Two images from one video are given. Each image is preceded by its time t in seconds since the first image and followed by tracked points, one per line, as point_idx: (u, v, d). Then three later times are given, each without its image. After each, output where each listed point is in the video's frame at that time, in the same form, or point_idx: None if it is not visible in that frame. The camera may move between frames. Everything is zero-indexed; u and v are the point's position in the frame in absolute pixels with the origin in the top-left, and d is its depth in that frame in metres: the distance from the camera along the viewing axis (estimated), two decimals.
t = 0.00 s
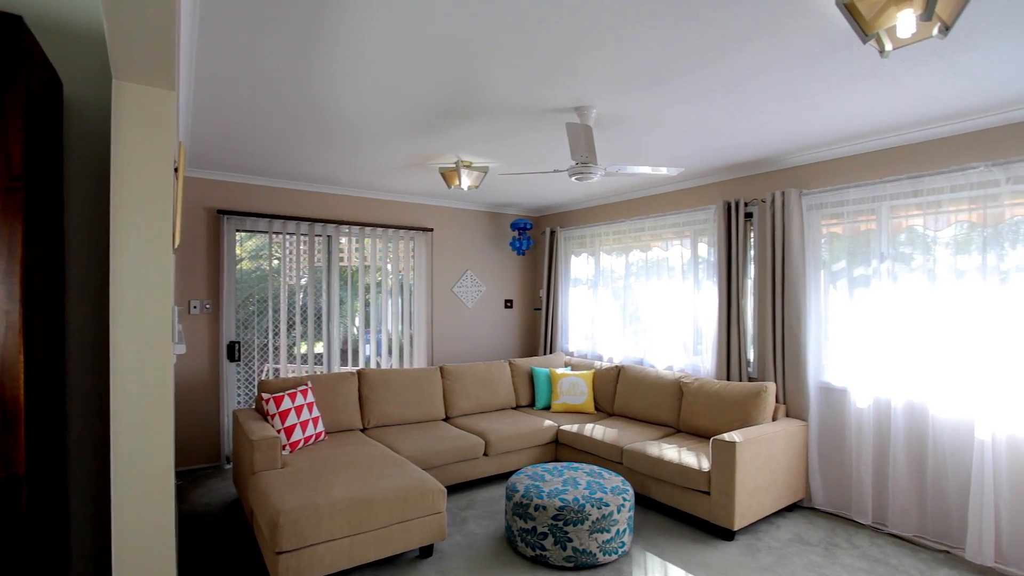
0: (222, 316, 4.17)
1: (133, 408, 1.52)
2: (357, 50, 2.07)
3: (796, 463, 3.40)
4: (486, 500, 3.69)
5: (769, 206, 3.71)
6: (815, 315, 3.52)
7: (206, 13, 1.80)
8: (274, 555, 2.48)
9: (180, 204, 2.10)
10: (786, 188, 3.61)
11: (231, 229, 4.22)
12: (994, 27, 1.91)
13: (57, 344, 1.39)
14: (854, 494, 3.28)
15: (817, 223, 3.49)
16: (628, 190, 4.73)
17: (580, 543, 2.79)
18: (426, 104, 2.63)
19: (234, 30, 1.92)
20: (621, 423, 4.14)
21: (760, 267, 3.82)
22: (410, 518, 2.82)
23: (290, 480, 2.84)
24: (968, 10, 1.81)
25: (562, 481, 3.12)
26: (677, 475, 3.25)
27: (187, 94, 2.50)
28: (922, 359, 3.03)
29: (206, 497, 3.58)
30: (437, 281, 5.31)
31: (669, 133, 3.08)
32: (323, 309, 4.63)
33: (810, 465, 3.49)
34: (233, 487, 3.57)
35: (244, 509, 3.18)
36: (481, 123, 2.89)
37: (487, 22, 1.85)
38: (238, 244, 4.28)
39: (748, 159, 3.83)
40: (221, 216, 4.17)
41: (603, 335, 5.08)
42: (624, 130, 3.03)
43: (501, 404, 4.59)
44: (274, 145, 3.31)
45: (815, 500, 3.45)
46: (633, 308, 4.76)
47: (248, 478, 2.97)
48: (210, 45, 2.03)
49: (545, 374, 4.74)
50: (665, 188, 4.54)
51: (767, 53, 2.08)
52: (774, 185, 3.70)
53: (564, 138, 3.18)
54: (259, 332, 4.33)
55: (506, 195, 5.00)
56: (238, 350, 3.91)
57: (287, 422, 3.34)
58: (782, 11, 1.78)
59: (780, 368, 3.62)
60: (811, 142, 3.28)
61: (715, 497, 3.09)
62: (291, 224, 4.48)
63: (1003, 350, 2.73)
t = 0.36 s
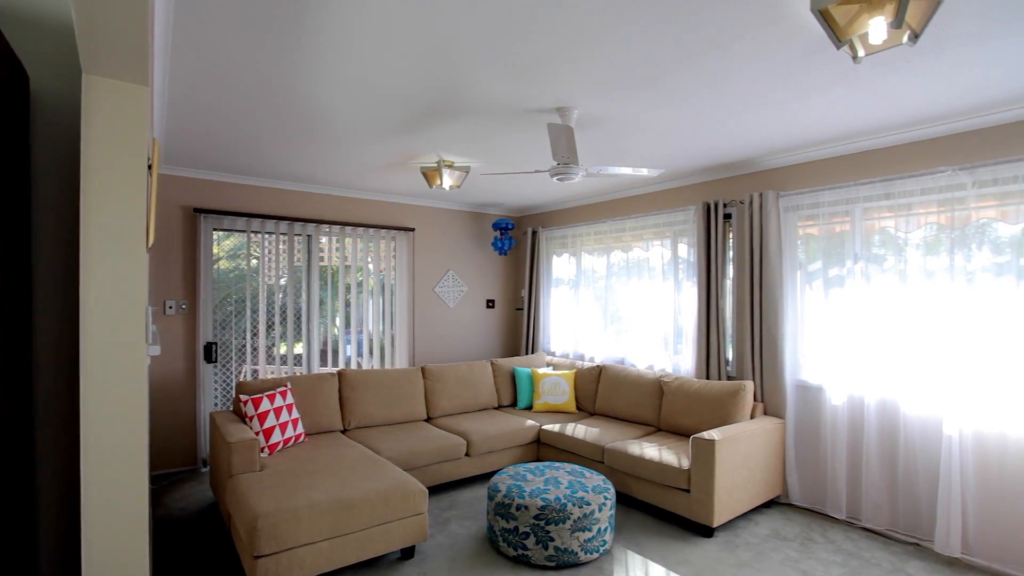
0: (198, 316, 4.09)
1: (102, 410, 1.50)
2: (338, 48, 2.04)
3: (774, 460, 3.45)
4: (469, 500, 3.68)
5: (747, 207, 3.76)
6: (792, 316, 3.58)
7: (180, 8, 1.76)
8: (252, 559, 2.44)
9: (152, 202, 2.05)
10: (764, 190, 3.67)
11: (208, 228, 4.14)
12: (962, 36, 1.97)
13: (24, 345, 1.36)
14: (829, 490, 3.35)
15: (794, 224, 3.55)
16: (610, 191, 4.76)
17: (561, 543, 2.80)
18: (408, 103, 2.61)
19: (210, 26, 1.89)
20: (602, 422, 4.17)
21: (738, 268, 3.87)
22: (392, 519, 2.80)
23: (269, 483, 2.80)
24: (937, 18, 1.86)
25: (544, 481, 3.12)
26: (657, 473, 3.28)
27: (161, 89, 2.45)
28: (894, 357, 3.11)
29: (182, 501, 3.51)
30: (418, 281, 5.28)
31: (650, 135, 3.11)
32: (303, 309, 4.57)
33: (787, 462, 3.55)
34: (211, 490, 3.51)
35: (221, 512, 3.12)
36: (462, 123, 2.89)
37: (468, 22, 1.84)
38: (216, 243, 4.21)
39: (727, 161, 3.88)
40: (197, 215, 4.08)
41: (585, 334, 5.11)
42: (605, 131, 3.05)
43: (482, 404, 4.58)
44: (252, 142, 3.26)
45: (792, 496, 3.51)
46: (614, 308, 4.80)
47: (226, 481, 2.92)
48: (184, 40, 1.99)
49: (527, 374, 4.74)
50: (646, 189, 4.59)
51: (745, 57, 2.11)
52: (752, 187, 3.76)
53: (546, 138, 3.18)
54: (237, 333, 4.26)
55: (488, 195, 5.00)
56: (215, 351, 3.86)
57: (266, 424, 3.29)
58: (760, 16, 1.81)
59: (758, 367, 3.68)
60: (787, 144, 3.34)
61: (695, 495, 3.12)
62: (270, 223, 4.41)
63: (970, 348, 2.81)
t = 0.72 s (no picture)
0: (173, 317, 4.00)
1: (69, 410, 1.47)
2: (315, 44, 2.02)
3: (751, 457, 3.51)
4: (450, 501, 3.67)
5: (725, 208, 3.82)
6: (768, 315, 3.64)
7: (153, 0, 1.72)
8: (228, 564, 2.40)
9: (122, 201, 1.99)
10: (741, 191, 3.73)
11: (183, 227, 4.06)
12: (929, 43, 2.03)
13: None
14: (804, 486, 3.42)
15: (770, 226, 3.62)
16: (591, 191, 4.79)
17: (542, 542, 2.81)
18: (388, 101, 2.59)
19: (184, 20, 1.85)
20: (583, 421, 4.19)
21: (717, 268, 3.93)
22: (372, 521, 2.78)
23: (246, 486, 2.75)
24: (906, 26, 1.92)
25: (525, 481, 3.13)
26: (637, 472, 3.31)
27: (133, 84, 2.39)
28: (866, 356, 3.18)
29: (155, 506, 3.43)
30: (399, 281, 5.25)
31: (629, 136, 3.13)
32: (281, 309, 4.50)
33: (764, 459, 3.61)
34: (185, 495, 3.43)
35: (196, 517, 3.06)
36: (443, 122, 2.88)
37: (448, 20, 1.84)
38: (191, 242, 4.12)
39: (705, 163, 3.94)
40: (171, 213, 3.99)
41: (566, 334, 5.13)
42: (586, 132, 3.06)
43: (464, 404, 4.57)
44: (228, 138, 3.19)
45: (768, 492, 3.57)
46: (595, 308, 4.83)
47: (202, 485, 2.86)
48: (157, 34, 1.94)
49: (508, 374, 4.75)
50: (626, 190, 4.63)
51: (722, 60, 2.14)
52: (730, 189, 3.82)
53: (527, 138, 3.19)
54: (213, 334, 4.18)
55: (469, 195, 4.99)
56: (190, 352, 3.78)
57: (244, 427, 3.23)
58: (736, 20, 1.84)
59: (736, 366, 3.74)
60: (763, 147, 3.40)
61: (674, 492, 3.16)
62: (247, 221, 4.34)
63: (938, 347, 2.90)
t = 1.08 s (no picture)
0: (147, 318, 3.91)
1: (36, 410, 1.42)
2: (294, 41, 1.99)
3: (730, 454, 3.56)
4: (432, 502, 3.65)
5: (705, 209, 3.86)
6: (746, 315, 3.70)
7: None
8: (205, 569, 2.36)
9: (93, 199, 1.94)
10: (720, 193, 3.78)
11: (158, 225, 3.97)
12: (899, 50, 2.09)
13: None
14: (780, 482, 3.48)
15: (749, 226, 3.67)
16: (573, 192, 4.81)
17: (524, 542, 2.81)
18: (369, 100, 2.57)
19: (159, 14, 1.81)
20: (565, 421, 4.21)
21: (696, 269, 3.97)
22: (352, 523, 2.75)
23: (223, 489, 2.71)
24: (877, 33, 1.97)
25: (507, 481, 3.13)
26: (618, 470, 3.33)
27: (106, 79, 2.33)
28: (841, 354, 3.25)
29: (129, 511, 3.35)
30: (380, 281, 5.21)
31: (610, 137, 3.15)
32: (260, 310, 4.44)
33: (742, 457, 3.66)
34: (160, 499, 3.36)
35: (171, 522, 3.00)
36: (424, 121, 2.86)
37: (429, 19, 1.83)
38: (166, 241, 4.04)
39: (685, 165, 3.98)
40: (146, 211, 3.91)
41: (547, 334, 5.14)
42: (567, 132, 3.08)
43: (446, 404, 4.56)
44: (205, 135, 3.14)
45: (747, 489, 3.63)
46: (577, 308, 4.85)
47: (177, 489, 2.80)
48: (131, 28, 1.90)
49: (490, 375, 4.74)
50: (608, 191, 4.66)
51: (700, 63, 2.17)
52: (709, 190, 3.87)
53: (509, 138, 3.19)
54: (189, 335, 4.10)
55: (452, 194, 4.97)
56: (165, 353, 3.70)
57: (221, 429, 3.17)
58: (713, 24, 1.87)
59: (715, 365, 3.79)
60: (741, 149, 3.45)
61: (654, 490, 3.19)
62: (225, 220, 4.27)
63: (902, 345, 3.00)
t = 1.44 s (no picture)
0: (120, 318, 3.82)
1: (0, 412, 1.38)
2: (272, 37, 1.96)
3: (709, 452, 3.61)
4: (413, 503, 3.63)
5: (684, 210, 3.91)
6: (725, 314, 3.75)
7: None
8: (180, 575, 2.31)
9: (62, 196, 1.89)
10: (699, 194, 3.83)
11: (131, 224, 3.88)
12: (872, 56, 2.14)
13: None
14: (758, 479, 3.54)
15: (727, 227, 3.72)
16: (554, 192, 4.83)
17: (506, 542, 2.81)
18: (349, 98, 2.54)
19: (130, 7, 1.77)
20: (546, 421, 4.22)
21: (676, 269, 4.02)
22: (332, 526, 2.72)
23: (199, 493, 2.65)
24: (851, 39, 2.01)
25: (489, 481, 3.12)
26: (599, 469, 3.35)
27: (76, 73, 2.26)
28: (816, 353, 3.32)
29: (100, 517, 3.26)
30: (361, 281, 5.17)
31: (592, 138, 3.17)
32: (238, 310, 4.36)
33: (721, 454, 3.72)
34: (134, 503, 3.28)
35: (145, 528, 2.93)
36: (405, 120, 2.85)
37: (411, 18, 1.82)
38: (140, 240, 3.95)
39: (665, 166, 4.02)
40: (119, 209, 3.81)
41: (529, 334, 5.15)
42: (549, 133, 3.09)
43: (427, 405, 4.54)
44: (181, 131, 3.07)
45: (726, 486, 3.68)
46: (558, 308, 4.87)
47: (151, 494, 2.74)
48: (103, 22, 1.85)
49: (472, 375, 4.73)
50: (589, 191, 4.68)
51: (680, 66, 2.20)
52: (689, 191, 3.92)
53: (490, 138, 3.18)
54: (164, 336, 4.01)
55: (433, 194, 4.95)
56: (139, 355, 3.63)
57: (198, 431, 3.11)
58: (692, 28, 1.90)
59: (694, 364, 3.84)
60: (720, 151, 3.50)
61: (635, 488, 3.21)
62: (202, 219, 4.19)
63: (875, 343, 3.07)
